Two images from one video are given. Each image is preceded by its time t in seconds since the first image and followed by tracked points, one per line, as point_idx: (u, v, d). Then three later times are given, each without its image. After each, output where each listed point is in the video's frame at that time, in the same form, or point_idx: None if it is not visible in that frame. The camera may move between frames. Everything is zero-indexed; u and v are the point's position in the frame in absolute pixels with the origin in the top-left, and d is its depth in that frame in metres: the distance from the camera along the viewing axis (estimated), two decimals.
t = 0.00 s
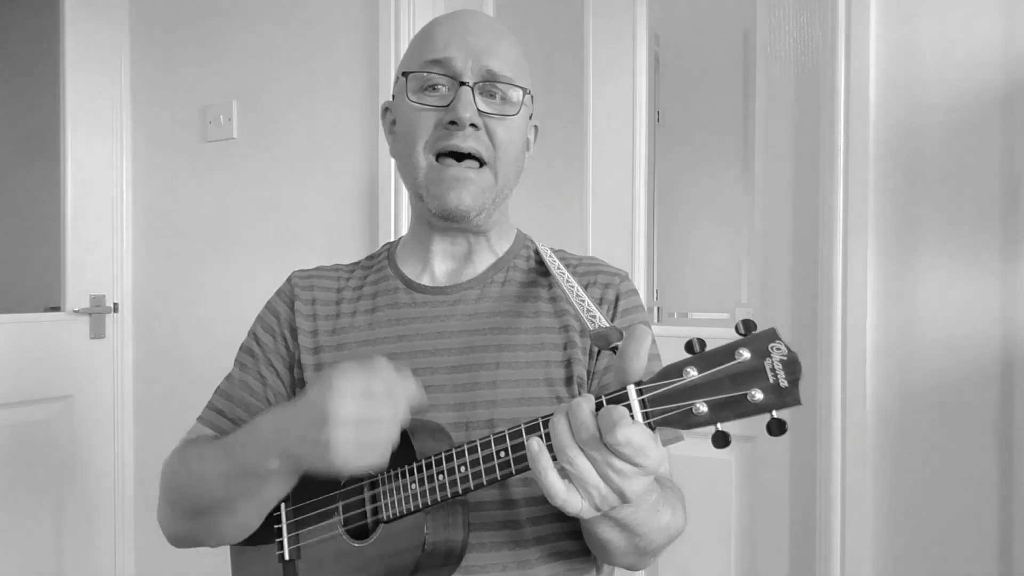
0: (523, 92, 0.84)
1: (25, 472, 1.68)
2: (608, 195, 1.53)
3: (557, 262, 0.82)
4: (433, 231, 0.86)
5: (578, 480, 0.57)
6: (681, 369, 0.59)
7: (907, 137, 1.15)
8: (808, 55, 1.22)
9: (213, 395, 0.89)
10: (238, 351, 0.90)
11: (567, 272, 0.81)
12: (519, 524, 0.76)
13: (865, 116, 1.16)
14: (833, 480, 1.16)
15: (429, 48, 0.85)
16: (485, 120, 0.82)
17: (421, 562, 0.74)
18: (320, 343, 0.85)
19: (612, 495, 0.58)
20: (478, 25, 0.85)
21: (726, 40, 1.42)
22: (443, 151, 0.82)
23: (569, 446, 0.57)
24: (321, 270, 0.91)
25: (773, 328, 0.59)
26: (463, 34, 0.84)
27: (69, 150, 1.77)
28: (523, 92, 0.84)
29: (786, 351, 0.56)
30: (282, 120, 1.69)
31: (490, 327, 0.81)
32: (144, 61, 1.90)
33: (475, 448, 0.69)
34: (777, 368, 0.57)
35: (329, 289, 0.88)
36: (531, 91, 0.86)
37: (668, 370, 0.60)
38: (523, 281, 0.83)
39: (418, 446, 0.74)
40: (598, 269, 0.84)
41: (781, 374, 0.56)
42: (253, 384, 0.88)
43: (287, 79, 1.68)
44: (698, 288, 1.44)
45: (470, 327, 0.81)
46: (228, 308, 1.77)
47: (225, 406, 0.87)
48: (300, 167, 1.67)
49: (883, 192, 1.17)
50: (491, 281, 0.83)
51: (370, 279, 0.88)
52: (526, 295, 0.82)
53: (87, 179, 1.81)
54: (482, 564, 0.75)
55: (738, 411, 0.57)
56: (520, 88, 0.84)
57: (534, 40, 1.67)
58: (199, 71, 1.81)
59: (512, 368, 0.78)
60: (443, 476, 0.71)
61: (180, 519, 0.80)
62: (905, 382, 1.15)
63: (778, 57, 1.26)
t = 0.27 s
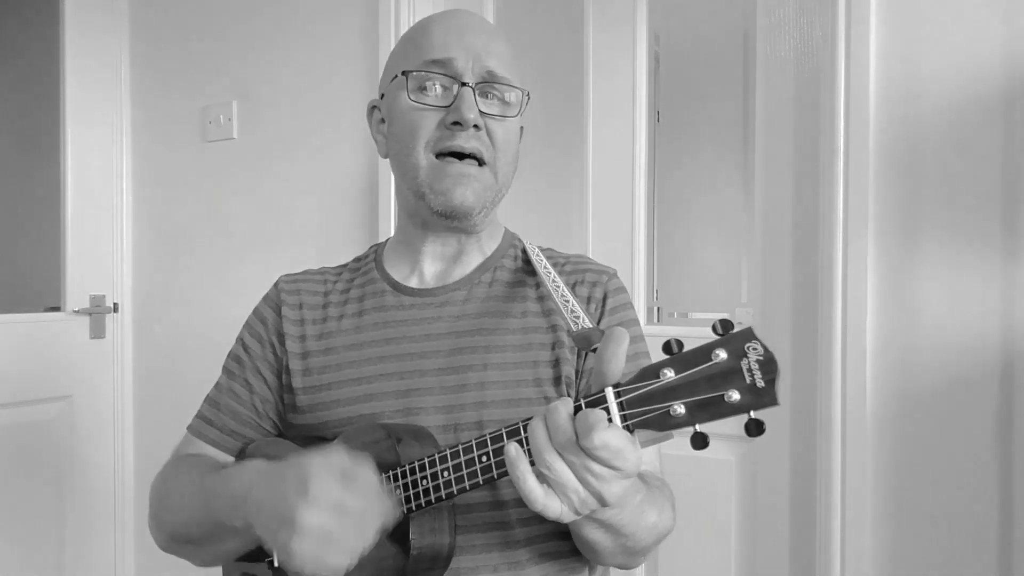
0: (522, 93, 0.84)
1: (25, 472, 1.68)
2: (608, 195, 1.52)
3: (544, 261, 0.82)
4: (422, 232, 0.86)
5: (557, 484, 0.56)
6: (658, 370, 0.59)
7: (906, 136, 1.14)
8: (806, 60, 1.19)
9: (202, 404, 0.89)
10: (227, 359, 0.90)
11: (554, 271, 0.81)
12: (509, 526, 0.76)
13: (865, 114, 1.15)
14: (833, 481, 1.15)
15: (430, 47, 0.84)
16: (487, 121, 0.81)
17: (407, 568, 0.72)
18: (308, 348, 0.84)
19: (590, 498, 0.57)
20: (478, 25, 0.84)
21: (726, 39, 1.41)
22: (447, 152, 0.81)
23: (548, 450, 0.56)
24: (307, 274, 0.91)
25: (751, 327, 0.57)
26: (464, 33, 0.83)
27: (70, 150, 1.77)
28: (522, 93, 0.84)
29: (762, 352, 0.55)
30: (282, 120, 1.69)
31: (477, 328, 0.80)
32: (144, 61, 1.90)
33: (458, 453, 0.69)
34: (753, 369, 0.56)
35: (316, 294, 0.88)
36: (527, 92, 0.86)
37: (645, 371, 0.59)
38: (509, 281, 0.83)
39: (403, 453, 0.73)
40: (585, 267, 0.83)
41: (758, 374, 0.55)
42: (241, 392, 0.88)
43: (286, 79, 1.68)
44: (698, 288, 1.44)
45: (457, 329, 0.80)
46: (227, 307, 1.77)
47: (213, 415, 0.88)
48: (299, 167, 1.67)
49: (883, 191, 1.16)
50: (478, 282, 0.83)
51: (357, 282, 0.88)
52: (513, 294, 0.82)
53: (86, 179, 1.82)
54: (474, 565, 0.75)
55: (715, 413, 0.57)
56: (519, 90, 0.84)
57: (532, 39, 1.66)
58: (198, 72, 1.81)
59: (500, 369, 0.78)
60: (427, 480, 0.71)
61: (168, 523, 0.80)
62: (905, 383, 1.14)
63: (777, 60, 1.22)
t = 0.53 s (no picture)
0: (511, 90, 0.84)
1: (25, 472, 1.68)
2: (608, 195, 1.52)
3: (541, 260, 0.82)
4: (417, 233, 0.86)
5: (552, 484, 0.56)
6: (653, 370, 0.59)
7: (906, 136, 1.14)
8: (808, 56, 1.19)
9: (202, 406, 0.89)
10: (225, 360, 0.90)
11: (551, 270, 0.81)
12: (507, 526, 0.75)
13: (864, 114, 1.15)
14: (833, 481, 1.15)
15: (416, 48, 0.84)
16: (475, 119, 0.81)
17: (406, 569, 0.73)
18: (305, 349, 0.84)
19: (586, 498, 0.57)
20: (465, 23, 0.84)
21: (726, 40, 1.41)
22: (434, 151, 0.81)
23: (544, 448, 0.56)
24: (305, 275, 0.91)
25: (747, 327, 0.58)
26: (450, 32, 0.83)
27: (70, 150, 1.78)
28: (511, 91, 0.84)
29: (758, 350, 0.55)
30: (282, 120, 1.69)
31: (474, 328, 0.80)
32: (145, 61, 1.90)
33: (454, 455, 0.69)
34: (749, 368, 0.56)
35: (314, 294, 0.88)
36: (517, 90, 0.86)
37: (640, 371, 0.59)
38: (506, 280, 0.83)
39: (400, 453, 0.73)
40: (583, 265, 0.82)
41: (753, 373, 0.55)
42: (240, 392, 0.88)
43: (287, 79, 1.68)
44: (698, 288, 1.44)
45: (455, 329, 0.80)
46: (227, 308, 1.77)
47: (213, 416, 0.88)
48: (299, 167, 1.67)
49: (883, 191, 1.16)
50: (475, 281, 0.83)
51: (355, 283, 0.88)
52: (510, 293, 0.82)
53: (86, 179, 1.82)
54: (472, 566, 0.75)
55: (711, 412, 0.56)
56: (508, 87, 0.84)
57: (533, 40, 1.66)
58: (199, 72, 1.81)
59: (497, 369, 0.78)
60: (424, 482, 0.71)
61: (170, 526, 0.81)
62: (905, 383, 1.14)
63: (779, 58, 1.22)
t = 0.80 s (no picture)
0: (505, 92, 0.83)
1: (25, 472, 1.68)
2: (608, 195, 1.52)
3: (545, 263, 0.82)
4: (417, 234, 0.85)
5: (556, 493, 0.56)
6: (658, 378, 0.59)
7: (905, 136, 1.15)
8: (808, 56, 1.20)
9: (204, 406, 0.89)
10: (227, 360, 0.90)
11: (555, 273, 0.81)
12: (509, 529, 0.76)
13: (864, 114, 1.15)
14: (833, 482, 1.15)
15: (409, 50, 0.84)
16: (467, 122, 0.81)
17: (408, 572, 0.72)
18: (308, 350, 0.84)
19: (591, 506, 0.57)
20: (459, 24, 0.84)
21: (726, 40, 1.41)
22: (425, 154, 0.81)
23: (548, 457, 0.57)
24: (308, 275, 0.91)
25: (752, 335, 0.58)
26: (443, 34, 0.83)
27: (70, 150, 1.77)
28: (506, 93, 0.84)
29: (763, 360, 0.55)
30: (282, 120, 1.69)
31: (477, 331, 0.80)
32: (145, 61, 1.90)
33: (457, 460, 0.68)
34: (754, 378, 0.56)
35: (316, 295, 0.88)
36: (513, 91, 0.85)
37: (645, 380, 0.59)
38: (510, 282, 0.83)
39: (403, 457, 0.72)
40: (586, 268, 0.83)
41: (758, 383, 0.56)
42: (242, 393, 0.88)
43: (287, 79, 1.68)
44: (697, 289, 1.44)
45: (458, 331, 0.81)
46: (227, 308, 1.77)
47: (215, 417, 0.88)
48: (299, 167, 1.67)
49: (883, 191, 1.16)
50: (479, 283, 0.83)
51: (358, 283, 0.88)
52: (513, 296, 0.82)
53: (87, 179, 1.82)
54: (474, 569, 0.75)
55: (716, 422, 0.56)
56: (503, 89, 0.83)
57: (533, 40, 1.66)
58: (199, 72, 1.81)
59: (500, 372, 0.78)
60: (428, 487, 0.70)
61: (171, 531, 0.81)
62: (905, 384, 1.14)
63: (778, 58, 1.22)
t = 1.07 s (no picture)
0: (499, 91, 0.84)
1: (25, 473, 1.68)
2: (608, 195, 1.52)
3: (552, 265, 0.82)
4: (422, 233, 0.85)
5: (583, 513, 0.58)
6: (674, 390, 0.59)
7: (905, 137, 1.15)
8: (808, 56, 1.21)
9: (207, 401, 0.89)
10: (231, 356, 0.90)
11: (563, 276, 0.81)
12: (514, 532, 0.76)
13: (864, 115, 1.15)
14: (833, 482, 1.16)
15: (402, 52, 0.85)
16: (460, 123, 0.81)
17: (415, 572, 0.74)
18: (313, 349, 0.85)
19: (622, 520, 0.59)
20: (451, 24, 0.84)
21: (726, 40, 1.41)
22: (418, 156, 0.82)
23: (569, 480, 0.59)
24: (313, 272, 0.91)
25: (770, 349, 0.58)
26: (435, 35, 0.83)
27: (70, 150, 1.77)
28: (500, 92, 0.84)
29: (780, 375, 0.55)
30: (282, 120, 1.69)
31: (484, 332, 0.80)
32: (145, 61, 1.90)
33: (467, 465, 0.69)
34: (771, 392, 0.56)
35: (322, 293, 0.88)
36: (509, 90, 0.85)
37: (660, 391, 0.60)
38: (517, 284, 0.83)
39: (410, 457, 0.74)
40: (594, 271, 0.83)
41: (775, 398, 0.56)
42: (246, 390, 0.88)
43: (287, 79, 1.68)
44: (698, 289, 1.44)
45: (465, 332, 0.81)
46: (227, 308, 1.77)
47: (218, 411, 0.88)
48: (300, 167, 1.67)
49: (883, 192, 1.16)
50: (486, 284, 0.83)
51: (364, 282, 0.88)
52: (521, 299, 0.82)
53: (86, 179, 1.81)
54: (478, 571, 0.75)
55: (732, 435, 0.57)
56: (497, 89, 0.83)
57: (533, 40, 1.66)
58: (199, 72, 1.81)
59: (507, 374, 0.78)
60: (436, 491, 0.71)
61: (177, 529, 0.81)
62: (905, 385, 1.15)
63: (779, 58, 1.25)
